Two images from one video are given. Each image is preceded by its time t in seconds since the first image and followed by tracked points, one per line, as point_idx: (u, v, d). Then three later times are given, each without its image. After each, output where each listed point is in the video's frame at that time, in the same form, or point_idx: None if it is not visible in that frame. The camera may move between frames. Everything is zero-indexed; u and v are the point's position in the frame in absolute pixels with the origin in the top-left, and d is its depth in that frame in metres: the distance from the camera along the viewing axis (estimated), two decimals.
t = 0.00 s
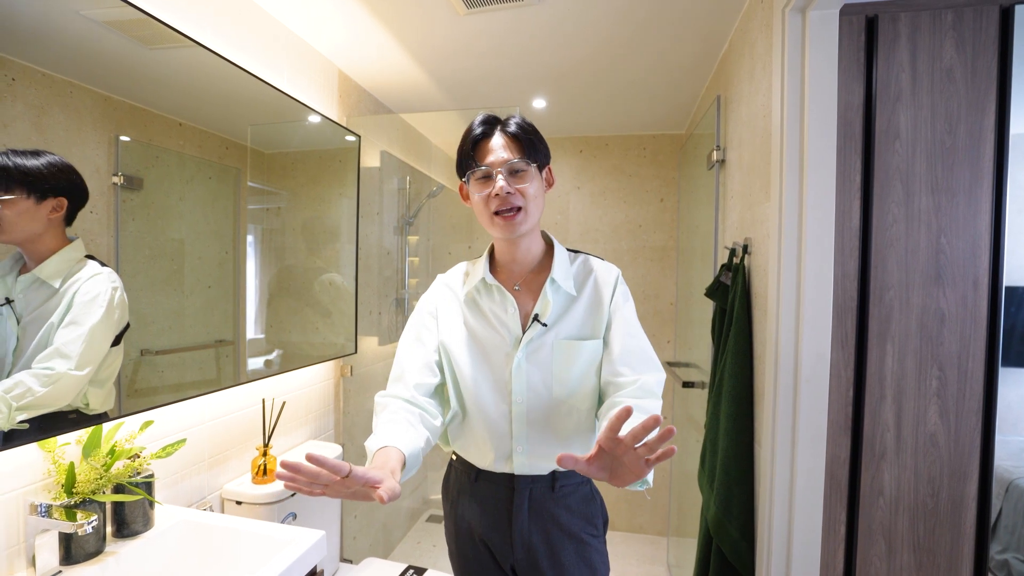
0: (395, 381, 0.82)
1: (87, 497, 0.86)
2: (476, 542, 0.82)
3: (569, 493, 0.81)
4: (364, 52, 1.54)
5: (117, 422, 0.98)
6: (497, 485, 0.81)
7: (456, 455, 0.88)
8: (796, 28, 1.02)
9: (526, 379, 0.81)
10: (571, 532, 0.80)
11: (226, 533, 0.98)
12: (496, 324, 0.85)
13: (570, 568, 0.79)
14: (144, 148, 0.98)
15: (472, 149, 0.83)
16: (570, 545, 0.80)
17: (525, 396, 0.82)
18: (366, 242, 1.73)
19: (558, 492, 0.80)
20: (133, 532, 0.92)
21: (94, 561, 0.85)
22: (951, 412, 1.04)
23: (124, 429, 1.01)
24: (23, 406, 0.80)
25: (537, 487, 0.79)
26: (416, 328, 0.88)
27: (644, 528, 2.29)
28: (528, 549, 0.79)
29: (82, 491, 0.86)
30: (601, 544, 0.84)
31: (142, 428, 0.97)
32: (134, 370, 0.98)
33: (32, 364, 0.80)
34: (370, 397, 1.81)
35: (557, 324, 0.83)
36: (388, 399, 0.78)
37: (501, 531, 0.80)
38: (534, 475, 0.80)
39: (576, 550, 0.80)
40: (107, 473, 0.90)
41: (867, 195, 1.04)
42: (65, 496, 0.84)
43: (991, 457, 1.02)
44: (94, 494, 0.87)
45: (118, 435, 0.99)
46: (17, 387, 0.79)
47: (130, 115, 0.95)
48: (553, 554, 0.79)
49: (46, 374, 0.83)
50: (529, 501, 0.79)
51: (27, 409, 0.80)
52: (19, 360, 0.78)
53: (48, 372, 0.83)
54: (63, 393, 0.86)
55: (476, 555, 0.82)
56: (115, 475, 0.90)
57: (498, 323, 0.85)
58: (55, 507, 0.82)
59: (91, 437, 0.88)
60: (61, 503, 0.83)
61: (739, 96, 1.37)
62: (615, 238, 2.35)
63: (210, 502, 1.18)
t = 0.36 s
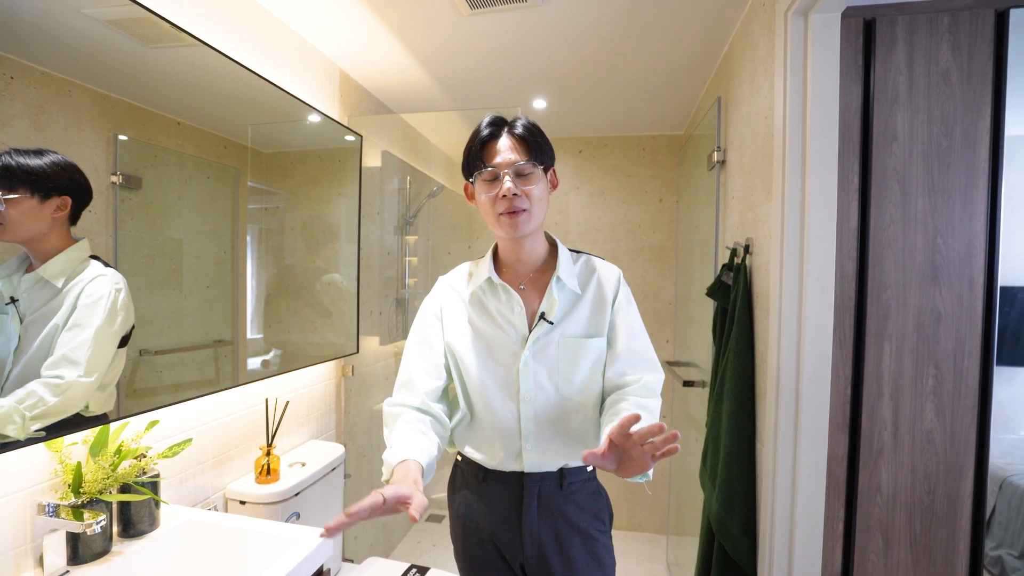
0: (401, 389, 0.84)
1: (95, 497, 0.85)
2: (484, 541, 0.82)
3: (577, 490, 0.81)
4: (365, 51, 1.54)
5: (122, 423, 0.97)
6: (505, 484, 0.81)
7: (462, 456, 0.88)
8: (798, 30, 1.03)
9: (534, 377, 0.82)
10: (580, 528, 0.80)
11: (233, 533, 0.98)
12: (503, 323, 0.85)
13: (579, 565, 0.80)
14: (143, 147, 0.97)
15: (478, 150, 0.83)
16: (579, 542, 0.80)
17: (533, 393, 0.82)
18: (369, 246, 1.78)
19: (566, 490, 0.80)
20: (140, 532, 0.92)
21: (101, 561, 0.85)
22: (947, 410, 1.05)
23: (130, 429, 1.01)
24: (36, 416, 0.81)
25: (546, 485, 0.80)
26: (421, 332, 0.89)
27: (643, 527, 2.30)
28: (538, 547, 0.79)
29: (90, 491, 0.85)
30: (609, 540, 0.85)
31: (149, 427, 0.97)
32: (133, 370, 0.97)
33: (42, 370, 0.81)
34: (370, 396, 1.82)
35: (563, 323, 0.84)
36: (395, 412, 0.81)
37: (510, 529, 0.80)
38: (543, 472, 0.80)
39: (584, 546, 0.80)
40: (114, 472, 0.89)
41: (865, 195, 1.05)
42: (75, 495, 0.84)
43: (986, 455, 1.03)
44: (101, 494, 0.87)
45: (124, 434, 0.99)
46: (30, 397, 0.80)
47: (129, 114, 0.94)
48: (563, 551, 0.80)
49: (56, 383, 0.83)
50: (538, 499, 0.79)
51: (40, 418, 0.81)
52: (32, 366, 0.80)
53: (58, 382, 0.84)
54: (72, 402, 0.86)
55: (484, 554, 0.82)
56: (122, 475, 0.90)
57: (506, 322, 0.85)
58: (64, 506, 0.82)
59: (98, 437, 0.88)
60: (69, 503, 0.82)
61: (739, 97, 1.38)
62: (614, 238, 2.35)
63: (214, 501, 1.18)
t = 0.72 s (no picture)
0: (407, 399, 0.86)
1: (99, 497, 0.85)
2: (485, 536, 0.83)
3: (575, 486, 0.82)
4: (364, 51, 1.54)
5: (126, 423, 0.97)
6: (507, 480, 0.82)
7: (462, 453, 0.88)
8: (796, 35, 1.04)
9: (536, 373, 0.83)
10: (579, 523, 0.82)
11: (233, 532, 0.98)
12: (504, 319, 0.85)
13: (579, 560, 0.81)
14: (136, 146, 0.95)
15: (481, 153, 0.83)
16: (579, 536, 0.81)
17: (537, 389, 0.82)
18: (367, 245, 1.77)
19: (565, 485, 0.82)
20: (143, 532, 0.91)
21: (106, 561, 0.84)
22: (936, 406, 1.07)
23: (133, 428, 1.01)
24: (80, 401, 0.87)
25: (545, 481, 0.81)
26: (421, 334, 0.91)
27: (639, 525, 2.32)
28: (539, 542, 0.80)
29: (95, 491, 0.85)
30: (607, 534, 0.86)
31: (153, 426, 0.97)
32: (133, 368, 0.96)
33: (59, 371, 0.83)
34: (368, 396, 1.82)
35: (564, 319, 0.85)
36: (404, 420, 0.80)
37: (512, 525, 0.81)
38: (544, 467, 0.81)
39: (584, 541, 0.81)
40: (119, 472, 0.89)
41: (858, 196, 1.07)
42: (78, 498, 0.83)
43: (974, 451, 1.05)
44: (105, 494, 0.86)
45: (128, 434, 0.98)
46: (78, 383, 0.86)
47: (123, 112, 0.92)
48: (563, 547, 0.80)
49: (103, 375, 0.91)
50: (538, 495, 0.80)
51: (85, 404, 0.88)
52: (57, 365, 0.83)
53: (105, 374, 0.91)
54: (114, 395, 0.92)
55: (485, 549, 0.83)
56: (126, 475, 0.89)
57: (507, 319, 0.85)
58: (68, 507, 0.82)
59: (103, 438, 0.88)
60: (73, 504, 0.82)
61: (736, 100, 1.39)
62: (610, 238, 2.37)
63: (216, 502, 1.19)
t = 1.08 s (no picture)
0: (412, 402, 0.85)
1: (99, 498, 0.85)
2: (486, 531, 0.84)
3: (575, 482, 0.83)
4: (359, 50, 1.53)
5: (123, 424, 0.96)
6: (508, 476, 0.83)
7: (463, 452, 0.89)
8: (789, 41, 1.06)
9: (537, 376, 0.84)
10: (578, 519, 0.82)
11: (232, 533, 0.97)
12: (505, 322, 0.86)
13: (578, 556, 0.82)
14: (126, 144, 0.92)
15: (485, 160, 0.82)
16: (577, 531, 0.82)
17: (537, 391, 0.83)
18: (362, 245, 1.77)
19: (565, 482, 0.82)
20: (142, 533, 0.91)
21: (106, 562, 0.84)
22: (921, 403, 1.10)
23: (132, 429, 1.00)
24: (93, 407, 0.89)
25: (546, 477, 0.82)
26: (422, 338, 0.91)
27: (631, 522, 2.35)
28: (538, 537, 0.81)
29: (94, 492, 0.85)
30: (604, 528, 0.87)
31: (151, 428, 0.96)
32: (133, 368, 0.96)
33: (59, 374, 0.83)
34: (362, 396, 1.82)
35: (564, 322, 0.85)
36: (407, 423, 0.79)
37: (513, 520, 0.82)
38: (544, 465, 0.82)
39: (583, 536, 0.83)
40: (118, 473, 0.88)
41: (847, 197, 1.10)
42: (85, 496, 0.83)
43: (957, 446, 1.08)
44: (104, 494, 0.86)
45: (126, 435, 0.98)
46: (86, 391, 0.88)
47: (112, 110, 0.90)
48: (563, 542, 0.82)
49: (109, 379, 0.91)
50: (539, 491, 0.81)
51: (97, 409, 0.89)
52: (68, 369, 0.84)
53: (112, 378, 0.92)
54: (122, 397, 0.94)
55: (486, 544, 0.84)
56: (125, 476, 0.89)
57: (507, 321, 0.86)
58: (67, 509, 0.81)
59: (103, 439, 0.86)
60: (71, 504, 0.82)
61: (729, 104, 1.42)
62: (602, 239, 2.39)
63: (213, 503, 1.19)
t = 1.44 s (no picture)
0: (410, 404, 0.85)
1: (89, 502, 0.84)
2: (483, 531, 0.84)
3: (570, 481, 0.85)
4: (349, 50, 1.53)
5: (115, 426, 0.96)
6: (505, 476, 0.84)
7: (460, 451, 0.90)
8: (775, 47, 1.08)
9: (534, 376, 0.85)
10: (572, 516, 0.84)
11: (225, 534, 0.97)
12: (502, 323, 0.87)
13: (572, 553, 0.83)
14: (110, 143, 0.90)
15: (484, 164, 0.82)
16: (571, 529, 0.84)
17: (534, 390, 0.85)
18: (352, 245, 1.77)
19: (560, 481, 0.84)
20: (133, 536, 0.90)
21: (97, 566, 0.83)
22: (902, 400, 1.13)
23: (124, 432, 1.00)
24: (76, 414, 0.87)
25: (541, 477, 0.83)
26: (419, 340, 0.90)
27: (620, 520, 2.37)
28: (534, 535, 0.82)
29: (84, 496, 0.84)
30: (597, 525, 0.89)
31: (141, 431, 0.96)
32: (117, 369, 0.94)
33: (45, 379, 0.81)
34: (352, 397, 1.81)
35: (560, 322, 0.87)
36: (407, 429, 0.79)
37: (508, 518, 0.83)
38: (541, 464, 0.83)
39: (576, 534, 0.84)
40: (109, 476, 0.88)
41: (830, 200, 1.12)
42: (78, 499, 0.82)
43: (935, 441, 1.12)
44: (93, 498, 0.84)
45: (117, 437, 0.98)
46: (71, 396, 0.86)
47: (97, 108, 0.88)
48: (557, 540, 0.83)
49: (94, 384, 0.90)
50: (535, 490, 0.82)
51: (82, 415, 0.88)
52: (54, 374, 0.83)
53: (98, 382, 0.91)
54: (109, 401, 0.93)
55: (483, 543, 0.84)
56: (116, 479, 0.88)
57: (504, 322, 0.87)
58: (57, 513, 0.80)
59: (93, 442, 0.86)
60: (61, 509, 0.81)
61: (717, 107, 1.44)
62: (592, 239, 2.40)
63: (203, 505, 1.18)
